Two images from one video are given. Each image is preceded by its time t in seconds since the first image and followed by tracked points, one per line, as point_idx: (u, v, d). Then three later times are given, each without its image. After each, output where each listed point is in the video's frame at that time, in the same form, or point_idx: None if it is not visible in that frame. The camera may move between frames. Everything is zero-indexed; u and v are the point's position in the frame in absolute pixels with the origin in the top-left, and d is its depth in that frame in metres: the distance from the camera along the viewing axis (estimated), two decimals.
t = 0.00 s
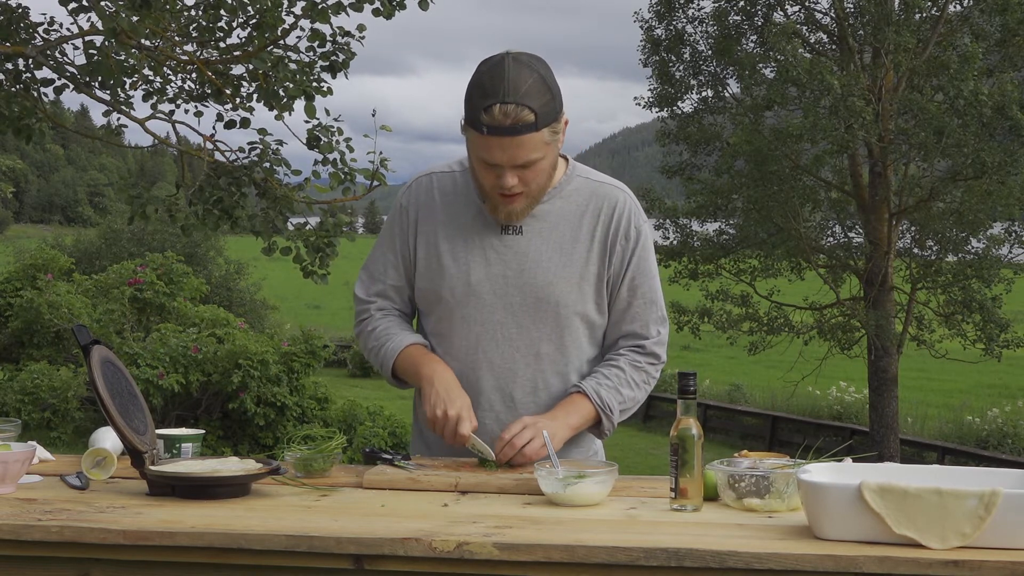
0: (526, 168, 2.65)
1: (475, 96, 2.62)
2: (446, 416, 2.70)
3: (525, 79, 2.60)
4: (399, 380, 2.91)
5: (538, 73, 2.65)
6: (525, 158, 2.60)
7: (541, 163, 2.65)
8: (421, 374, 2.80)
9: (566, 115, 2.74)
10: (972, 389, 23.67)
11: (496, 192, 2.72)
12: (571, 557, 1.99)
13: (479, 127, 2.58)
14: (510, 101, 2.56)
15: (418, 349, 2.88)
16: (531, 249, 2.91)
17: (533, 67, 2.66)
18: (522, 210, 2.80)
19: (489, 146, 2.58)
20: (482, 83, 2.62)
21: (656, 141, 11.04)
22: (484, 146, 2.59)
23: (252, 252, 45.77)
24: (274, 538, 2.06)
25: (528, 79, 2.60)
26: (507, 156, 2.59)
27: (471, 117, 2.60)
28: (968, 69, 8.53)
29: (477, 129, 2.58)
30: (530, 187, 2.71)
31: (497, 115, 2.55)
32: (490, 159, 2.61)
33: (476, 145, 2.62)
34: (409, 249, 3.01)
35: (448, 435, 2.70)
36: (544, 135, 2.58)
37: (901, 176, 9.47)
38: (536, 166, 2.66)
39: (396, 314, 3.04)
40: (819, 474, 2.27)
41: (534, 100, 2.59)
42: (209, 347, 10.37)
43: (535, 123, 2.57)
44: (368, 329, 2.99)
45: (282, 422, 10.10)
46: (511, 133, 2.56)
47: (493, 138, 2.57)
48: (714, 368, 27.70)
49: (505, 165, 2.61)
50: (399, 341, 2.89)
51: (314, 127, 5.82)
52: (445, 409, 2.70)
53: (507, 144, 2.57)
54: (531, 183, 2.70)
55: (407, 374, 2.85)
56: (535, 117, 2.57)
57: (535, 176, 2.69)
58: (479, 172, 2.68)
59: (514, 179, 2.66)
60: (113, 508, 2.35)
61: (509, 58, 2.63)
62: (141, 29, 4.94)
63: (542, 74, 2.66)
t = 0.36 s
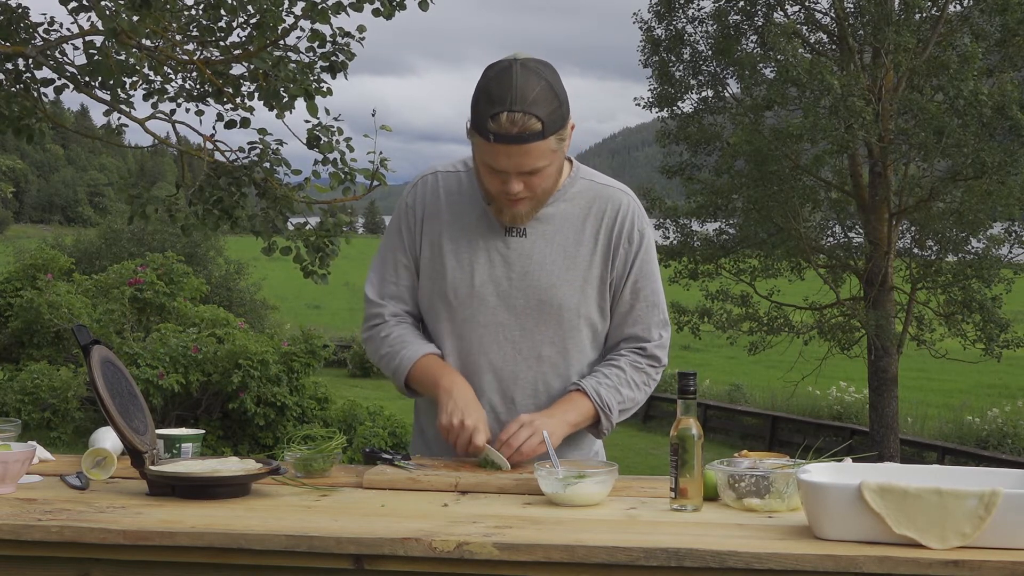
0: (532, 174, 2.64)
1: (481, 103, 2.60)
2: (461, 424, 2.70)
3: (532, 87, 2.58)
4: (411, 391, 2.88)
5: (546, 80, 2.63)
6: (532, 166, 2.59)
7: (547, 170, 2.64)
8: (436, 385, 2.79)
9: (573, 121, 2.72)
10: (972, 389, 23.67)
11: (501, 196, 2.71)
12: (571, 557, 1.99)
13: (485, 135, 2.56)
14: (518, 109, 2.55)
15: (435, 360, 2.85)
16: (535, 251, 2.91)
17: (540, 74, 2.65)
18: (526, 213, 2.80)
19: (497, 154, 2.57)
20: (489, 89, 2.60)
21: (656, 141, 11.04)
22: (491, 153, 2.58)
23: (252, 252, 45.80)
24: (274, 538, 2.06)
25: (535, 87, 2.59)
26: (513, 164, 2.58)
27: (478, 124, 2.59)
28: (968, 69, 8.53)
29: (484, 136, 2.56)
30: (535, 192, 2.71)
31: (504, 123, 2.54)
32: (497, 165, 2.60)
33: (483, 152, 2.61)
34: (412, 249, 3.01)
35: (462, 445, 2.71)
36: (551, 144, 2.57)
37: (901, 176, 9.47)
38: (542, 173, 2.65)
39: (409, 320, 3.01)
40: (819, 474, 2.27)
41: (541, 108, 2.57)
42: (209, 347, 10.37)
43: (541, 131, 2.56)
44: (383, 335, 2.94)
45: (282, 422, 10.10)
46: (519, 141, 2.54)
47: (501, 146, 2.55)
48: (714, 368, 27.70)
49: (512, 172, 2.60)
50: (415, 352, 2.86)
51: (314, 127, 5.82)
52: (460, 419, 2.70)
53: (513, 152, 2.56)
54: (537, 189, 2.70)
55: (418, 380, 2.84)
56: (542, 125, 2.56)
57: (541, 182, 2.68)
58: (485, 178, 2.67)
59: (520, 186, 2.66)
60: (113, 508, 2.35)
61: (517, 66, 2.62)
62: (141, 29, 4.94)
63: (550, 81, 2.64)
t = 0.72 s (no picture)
0: (546, 180, 2.65)
1: (503, 106, 2.57)
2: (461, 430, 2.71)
3: (555, 95, 2.56)
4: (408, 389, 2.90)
5: (568, 87, 2.60)
6: (547, 174, 2.60)
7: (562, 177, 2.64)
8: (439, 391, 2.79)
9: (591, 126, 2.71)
10: (972, 389, 23.68)
11: (514, 197, 2.72)
12: (571, 557, 1.99)
13: (505, 140, 2.55)
14: (539, 118, 2.52)
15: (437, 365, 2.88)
16: (543, 254, 2.90)
17: (563, 79, 2.61)
18: (538, 216, 2.81)
19: (514, 159, 2.57)
20: (511, 93, 2.57)
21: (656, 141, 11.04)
22: (508, 157, 2.56)
23: (252, 252, 45.81)
24: (274, 538, 2.06)
25: (558, 96, 2.56)
26: (529, 170, 2.57)
27: (498, 127, 2.56)
28: (968, 69, 8.54)
29: (503, 141, 2.55)
30: (548, 196, 2.71)
31: (525, 129, 2.51)
32: (513, 169, 2.60)
33: (500, 155, 2.60)
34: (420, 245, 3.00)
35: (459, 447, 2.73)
36: (569, 154, 2.57)
37: (901, 176, 9.47)
38: (557, 178, 2.65)
39: (412, 319, 3.03)
40: (819, 474, 2.27)
41: (563, 118, 2.55)
42: (209, 347, 10.37)
43: (561, 141, 2.54)
44: (383, 333, 2.95)
45: (282, 422, 10.10)
46: (538, 150, 2.54)
47: (519, 153, 2.54)
48: (714, 368, 27.71)
49: (527, 178, 2.61)
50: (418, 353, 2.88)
51: (314, 127, 5.82)
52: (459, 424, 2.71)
53: (531, 159, 2.55)
54: (550, 193, 2.70)
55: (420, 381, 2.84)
56: (562, 134, 2.54)
57: (555, 187, 2.69)
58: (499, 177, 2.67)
59: (534, 190, 2.67)
60: (113, 507, 2.35)
61: (540, 72, 2.58)
62: (141, 30, 4.94)
63: (573, 88, 2.61)
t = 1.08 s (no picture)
0: (529, 172, 2.63)
1: (474, 102, 2.59)
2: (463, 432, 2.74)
3: (523, 84, 2.58)
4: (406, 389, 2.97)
5: (537, 76, 2.62)
6: (527, 165, 2.58)
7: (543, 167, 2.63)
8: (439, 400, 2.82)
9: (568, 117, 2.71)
10: (972, 389, 23.68)
11: (499, 194, 2.71)
12: (571, 557, 1.99)
13: (479, 135, 2.56)
14: (510, 108, 2.54)
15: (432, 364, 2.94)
16: (536, 250, 2.90)
17: (532, 71, 2.63)
18: (527, 210, 2.79)
19: (490, 153, 2.57)
20: (480, 88, 2.60)
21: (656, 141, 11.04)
22: (485, 152, 2.57)
23: (253, 252, 45.83)
24: (274, 538, 2.06)
25: (526, 85, 2.58)
26: (508, 162, 2.57)
27: (471, 123, 2.58)
28: (968, 69, 8.55)
29: (477, 136, 2.56)
30: (533, 189, 2.70)
31: (497, 122, 2.53)
32: (492, 164, 2.60)
33: (476, 151, 2.61)
34: (416, 251, 3.02)
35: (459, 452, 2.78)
36: (544, 142, 2.56)
37: (901, 176, 9.46)
38: (538, 169, 2.64)
39: (408, 319, 3.09)
40: (820, 474, 2.27)
41: (533, 106, 2.56)
42: (209, 347, 10.37)
43: (534, 128, 2.55)
44: (380, 336, 3.03)
45: (282, 422, 10.09)
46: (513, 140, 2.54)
47: (494, 145, 2.55)
48: (714, 368, 27.71)
49: (507, 172, 2.60)
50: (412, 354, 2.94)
51: (314, 127, 5.82)
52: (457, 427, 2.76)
53: (507, 150, 2.55)
54: (534, 186, 2.69)
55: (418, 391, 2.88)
56: (535, 122, 2.55)
57: (538, 179, 2.68)
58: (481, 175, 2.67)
59: (518, 183, 2.65)
60: (113, 507, 2.35)
61: (506, 65, 2.60)
62: (141, 29, 4.94)
63: (542, 77, 2.63)
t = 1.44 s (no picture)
0: (539, 159, 2.63)
1: (485, 87, 2.60)
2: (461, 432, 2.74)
3: (534, 69, 2.60)
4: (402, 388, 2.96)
5: (547, 62, 2.64)
6: (538, 149, 2.58)
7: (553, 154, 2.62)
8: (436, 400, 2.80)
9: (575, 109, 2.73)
10: (972, 389, 23.68)
11: (506, 184, 2.69)
12: (572, 557, 1.99)
13: (491, 118, 2.57)
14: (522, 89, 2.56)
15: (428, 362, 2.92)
16: (536, 248, 2.90)
17: (540, 58, 2.66)
18: (534, 203, 2.78)
19: (502, 138, 2.56)
20: (490, 73, 2.61)
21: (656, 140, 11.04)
22: (498, 136, 2.57)
23: (253, 252, 45.83)
24: (274, 538, 2.06)
25: (537, 69, 2.60)
26: (520, 146, 2.57)
27: (482, 108, 2.59)
28: (968, 69, 8.55)
29: (489, 119, 2.57)
30: (541, 179, 2.69)
31: (511, 105, 2.54)
32: (502, 150, 2.59)
33: (486, 137, 2.60)
34: (415, 249, 3.02)
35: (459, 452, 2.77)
36: (556, 126, 2.57)
37: (901, 176, 9.45)
38: (549, 157, 2.64)
39: (403, 318, 3.08)
40: (819, 474, 2.27)
41: (546, 89, 2.58)
42: (209, 347, 10.36)
43: (546, 111, 2.56)
44: (375, 335, 3.02)
45: (282, 422, 10.09)
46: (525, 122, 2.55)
47: (506, 127, 2.55)
48: (714, 368, 27.71)
49: (518, 158, 2.59)
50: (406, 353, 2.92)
51: (314, 127, 5.82)
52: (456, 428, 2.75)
53: (520, 134, 2.55)
54: (542, 176, 2.68)
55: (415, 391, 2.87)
56: (548, 105, 2.57)
57: (547, 168, 2.67)
58: (489, 164, 2.66)
59: (527, 171, 2.64)
60: (113, 507, 2.35)
61: (515, 50, 2.62)
62: (141, 29, 4.94)
63: (550, 65, 2.66)
